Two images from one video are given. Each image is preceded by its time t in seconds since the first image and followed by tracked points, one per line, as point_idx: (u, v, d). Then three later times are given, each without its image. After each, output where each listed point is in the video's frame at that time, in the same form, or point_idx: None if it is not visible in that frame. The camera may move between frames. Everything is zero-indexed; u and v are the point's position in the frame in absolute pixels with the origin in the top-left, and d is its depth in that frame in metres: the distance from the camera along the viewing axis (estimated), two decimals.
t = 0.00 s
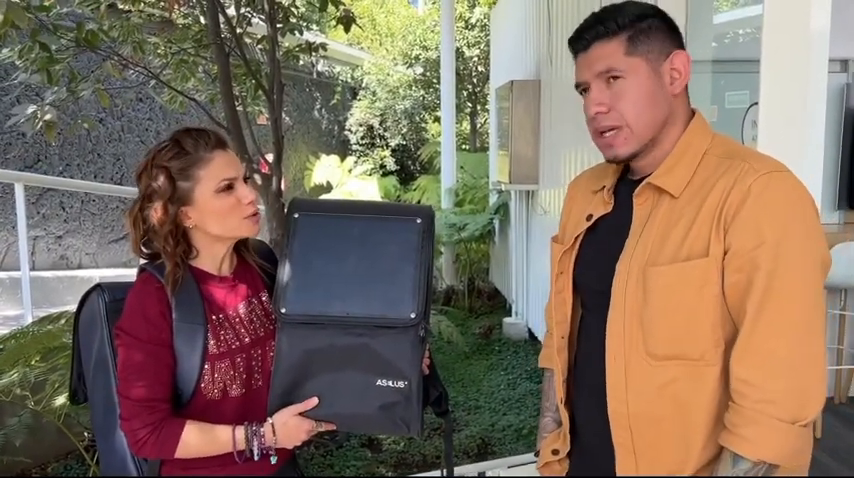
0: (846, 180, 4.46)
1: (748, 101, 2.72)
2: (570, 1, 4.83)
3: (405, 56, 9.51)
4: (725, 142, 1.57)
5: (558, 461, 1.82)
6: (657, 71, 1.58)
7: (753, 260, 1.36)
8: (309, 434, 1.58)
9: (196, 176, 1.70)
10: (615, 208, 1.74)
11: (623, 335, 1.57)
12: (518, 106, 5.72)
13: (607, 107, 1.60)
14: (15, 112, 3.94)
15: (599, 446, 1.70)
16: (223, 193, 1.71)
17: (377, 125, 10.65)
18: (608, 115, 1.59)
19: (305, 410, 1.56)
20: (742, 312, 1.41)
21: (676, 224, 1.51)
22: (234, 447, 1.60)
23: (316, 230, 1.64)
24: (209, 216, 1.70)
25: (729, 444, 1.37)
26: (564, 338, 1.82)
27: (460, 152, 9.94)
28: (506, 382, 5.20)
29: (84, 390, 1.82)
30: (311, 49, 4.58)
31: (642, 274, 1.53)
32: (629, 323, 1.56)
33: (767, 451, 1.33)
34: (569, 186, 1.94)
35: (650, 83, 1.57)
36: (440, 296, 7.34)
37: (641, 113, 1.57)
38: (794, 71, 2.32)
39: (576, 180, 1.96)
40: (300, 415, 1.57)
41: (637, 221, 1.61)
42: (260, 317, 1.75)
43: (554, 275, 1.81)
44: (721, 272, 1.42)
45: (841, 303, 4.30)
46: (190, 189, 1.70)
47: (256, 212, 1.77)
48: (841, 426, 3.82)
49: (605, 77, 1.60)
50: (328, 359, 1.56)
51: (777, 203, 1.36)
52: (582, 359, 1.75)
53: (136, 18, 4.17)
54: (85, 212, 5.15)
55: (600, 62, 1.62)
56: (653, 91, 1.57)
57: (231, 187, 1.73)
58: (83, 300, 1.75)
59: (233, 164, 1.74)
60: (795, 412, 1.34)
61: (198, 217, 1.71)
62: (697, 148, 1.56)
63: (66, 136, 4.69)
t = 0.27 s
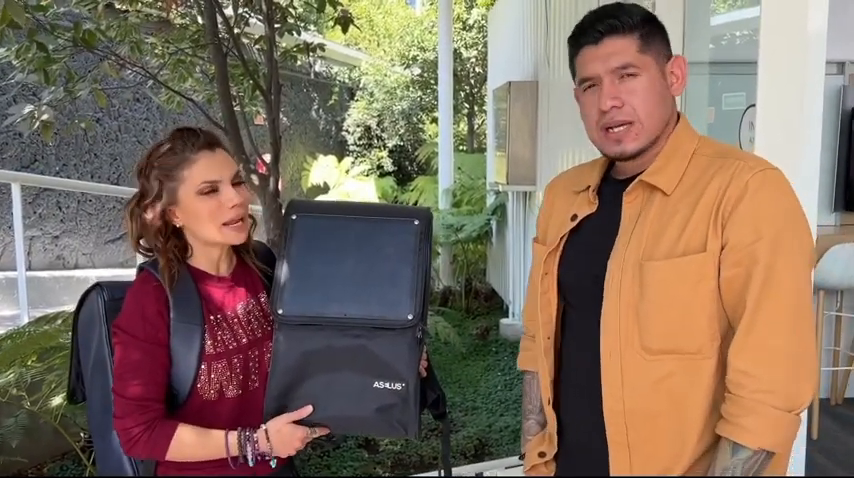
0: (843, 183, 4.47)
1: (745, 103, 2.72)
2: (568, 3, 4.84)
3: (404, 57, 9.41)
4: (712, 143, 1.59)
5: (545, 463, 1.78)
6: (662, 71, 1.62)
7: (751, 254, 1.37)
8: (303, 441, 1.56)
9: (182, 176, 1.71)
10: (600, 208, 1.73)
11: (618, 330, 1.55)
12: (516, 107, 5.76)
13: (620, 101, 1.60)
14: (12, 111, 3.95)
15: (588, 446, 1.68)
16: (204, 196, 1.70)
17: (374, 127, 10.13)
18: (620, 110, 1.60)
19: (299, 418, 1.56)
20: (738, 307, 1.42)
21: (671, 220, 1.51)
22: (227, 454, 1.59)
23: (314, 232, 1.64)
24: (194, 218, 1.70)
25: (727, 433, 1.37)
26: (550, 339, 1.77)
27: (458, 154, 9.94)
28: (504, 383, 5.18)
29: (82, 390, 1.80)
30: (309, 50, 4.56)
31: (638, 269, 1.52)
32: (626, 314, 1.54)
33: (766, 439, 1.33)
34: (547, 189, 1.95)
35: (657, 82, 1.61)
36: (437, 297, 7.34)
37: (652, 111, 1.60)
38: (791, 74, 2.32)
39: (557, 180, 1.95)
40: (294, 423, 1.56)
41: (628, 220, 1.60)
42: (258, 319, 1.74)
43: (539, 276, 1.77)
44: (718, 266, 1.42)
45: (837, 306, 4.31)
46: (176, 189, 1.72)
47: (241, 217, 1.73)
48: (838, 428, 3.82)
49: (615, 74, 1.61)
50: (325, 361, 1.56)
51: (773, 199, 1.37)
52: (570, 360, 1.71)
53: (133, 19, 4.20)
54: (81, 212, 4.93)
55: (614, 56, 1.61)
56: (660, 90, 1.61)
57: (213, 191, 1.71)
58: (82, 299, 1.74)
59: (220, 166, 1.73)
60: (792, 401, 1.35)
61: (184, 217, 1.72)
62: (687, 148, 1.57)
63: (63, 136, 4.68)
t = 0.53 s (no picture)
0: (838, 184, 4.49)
1: (741, 105, 2.72)
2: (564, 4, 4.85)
3: (400, 59, 10.18)
4: (688, 145, 1.60)
5: (531, 469, 1.69)
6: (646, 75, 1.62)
7: (750, 249, 1.38)
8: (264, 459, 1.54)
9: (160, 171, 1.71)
10: (582, 211, 1.65)
11: (619, 332, 1.51)
12: (512, 108, 5.75)
13: (608, 103, 1.57)
14: (8, 111, 3.93)
15: (582, 451, 1.61)
16: (185, 188, 1.68)
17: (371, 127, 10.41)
18: (609, 113, 1.57)
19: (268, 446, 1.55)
20: (734, 302, 1.43)
21: (665, 220, 1.49)
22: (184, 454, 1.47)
23: (314, 232, 1.64)
24: (177, 212, 1.68)
25: (732, 420, 1.38)
26: (534, 345, 1.67)
27: (455, 154, 9.95)
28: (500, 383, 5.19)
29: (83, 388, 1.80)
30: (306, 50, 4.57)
31: (637, 270, 1.50)
32: (626, 315, 1.51)
33: (771, 422, 1.35)
34: (518, 193, 1.84)
35: (641, 86, 1.60)
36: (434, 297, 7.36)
37: (639, 113, 1.58)
38: (789, 75, 2.32)
39: (532, 178, 1.85)
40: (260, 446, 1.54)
41: (615, 223, 1.56)
42: (257, 317, 1.73)
43: (522, 282, 1.68)
44: (716, 264, 1.42)
45: (833, 307, 4.32)
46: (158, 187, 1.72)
47: (224, 209, 1.70)
48: (834, 429, 3.83)
49: (604, 77, 1.59)
50: (322, 362, 1.56)
51: (764, 196, 1.40)
52: (560, 362, 1.63)
53: (129, 18, 4.16)
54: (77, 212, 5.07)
55: (602, 60, 1.59)
56: (643, 92, 1.61)
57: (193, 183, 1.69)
58: (85, 295, 1.78)
59: (202, 157, 1.71)
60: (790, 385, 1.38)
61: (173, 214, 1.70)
62: (667, 149, 1.56)
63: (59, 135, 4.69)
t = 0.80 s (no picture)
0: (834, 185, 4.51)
1: (737, 107, 2.73)
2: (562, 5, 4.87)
3: (396, 58, 10.59)
4: (676, 145, 1.60)
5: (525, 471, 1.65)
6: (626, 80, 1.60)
7: (742, 245, 1.39)
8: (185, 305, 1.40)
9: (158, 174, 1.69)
10: (571, 213, 1.63)
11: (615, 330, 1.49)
12: (509, 109, 5.73)
13: (586, 113, 1.55)
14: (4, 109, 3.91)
15: (579, 450, 1.57)
16: (184, 191, 1.67)
17: (368, 127, 10.83)
18: (588, 121, 1.55)
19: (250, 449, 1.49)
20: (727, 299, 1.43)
21: (658, 220, 1.49)
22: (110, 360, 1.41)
23: (315, 232, 1.64)
24: (179, 216, 1.66)
25: (729, 412, 1.37)
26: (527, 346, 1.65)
27: (452, 155, 9.97)
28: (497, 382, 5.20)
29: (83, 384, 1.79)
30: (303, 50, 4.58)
31: (632, 269, 1.49)
32: (622, 312, 1.49)
33: (766, 413, 1.35)
34: (499, 196, 1.81)
35: (622, 91, 1.58)
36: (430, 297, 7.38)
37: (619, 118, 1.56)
38: (785, 79, 2.33)
39: (515, 182, 1.82)
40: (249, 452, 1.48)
41: (607, 223, 1.55)
42: (257, 314, 1.71)
43: (513, 286, 1.65)
44: (710, 261, 1.42)
45: (828, 307, 4.34)
46: (157, 189, 1.71)
47: (224, 207, 1.68)
48: (829, 429, 3.84)
49: (582, 85, 1.56)
50: (321, 360, 1.56)
51: (754, 193, 1.41)
52: (553, 361, 1.61)
53: (126, 17, 4.14)
54: (74, 211, 5.37)
55: (580, 68, 1.56)
56: (625, 101, 1.59)
57: (191, 184, 1.67)
58: (86, 293, 1.75)
59: (203, 159, 1.70)
60: (781, 376, 1.38)
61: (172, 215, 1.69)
62: (656, 150, 1.56)
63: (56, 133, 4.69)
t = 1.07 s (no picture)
0: (829, 187, 4.53)
1: (734, 107, 2.73)
2: (559, 5, 4.87)
3: (393, 57, 10.15)
4: (667, 147, 1.60)
5: (518, 468, 1.66)
6: (612, 85, 1.58)
7: (731, 248, 1.39)
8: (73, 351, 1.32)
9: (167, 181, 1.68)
10: (565, 214, 1.63)
11: (605, 331, 1.49)
12: (507, 109, 5.74)
13: (569, 118, 1.55)
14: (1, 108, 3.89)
15: (571, 449, 1.58)
16: (187, 201, 1.67)
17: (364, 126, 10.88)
18: (569, 127, 1.55)
19: None
20: (716, 300, 1.44)
21: (648, 222, 1.50)
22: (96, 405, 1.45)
23: (311, 231, 1.65)
24: (180, 224, 1.67)
25: (717, 413, 1.38)
26: (520, 344, 1.66)
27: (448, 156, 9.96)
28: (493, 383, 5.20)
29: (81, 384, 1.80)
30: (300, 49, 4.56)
31: (621, 271, 1.49)
32: (611, 314, 1.49)
33: (755, 414, 1.36)
34: (495, 197, 1.81)
35: (607, 96, 1.57)
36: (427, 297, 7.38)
37: (601, 125, 1.56)
38: (781, 81, 2.34)
39: (512, 182, 1.81)
40: None
41: (599, 224, 1.54)
42: (254, 312, 1.71)
43: (506, 286, 1.65)
44: (699, 263, 1.43)
45: (824, 309, 4.36)
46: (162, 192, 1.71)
47: (222, 218, 1.68)
48: (825, 430, 3.84)
49: (567, 91, 1.56)
50: (317, 358, 1.56)
51: (743, 196, 1.42)
52: (546, 362, 1.61)
53: (123, 16, 4.16)
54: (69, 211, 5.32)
55: (565, 74, 1.55)
56: (610, 105, 1.57)
57: (191, 194, 1.67)
58: (90, 291, 1.81)
59: (206, 170, 1.69)
60: (771, 378, 1.39)
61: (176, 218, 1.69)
62: (647, 152, 1.56)
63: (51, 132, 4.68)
